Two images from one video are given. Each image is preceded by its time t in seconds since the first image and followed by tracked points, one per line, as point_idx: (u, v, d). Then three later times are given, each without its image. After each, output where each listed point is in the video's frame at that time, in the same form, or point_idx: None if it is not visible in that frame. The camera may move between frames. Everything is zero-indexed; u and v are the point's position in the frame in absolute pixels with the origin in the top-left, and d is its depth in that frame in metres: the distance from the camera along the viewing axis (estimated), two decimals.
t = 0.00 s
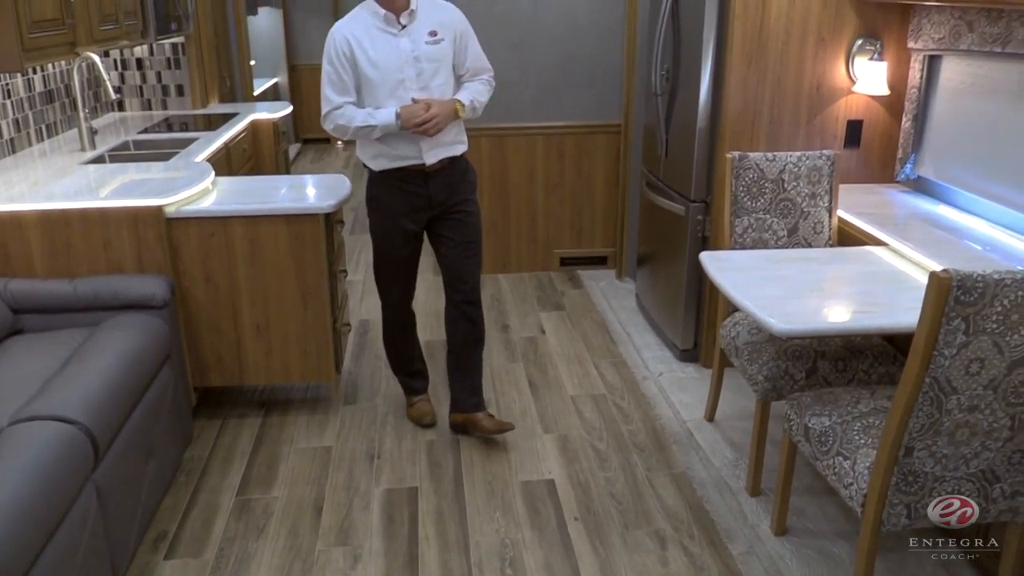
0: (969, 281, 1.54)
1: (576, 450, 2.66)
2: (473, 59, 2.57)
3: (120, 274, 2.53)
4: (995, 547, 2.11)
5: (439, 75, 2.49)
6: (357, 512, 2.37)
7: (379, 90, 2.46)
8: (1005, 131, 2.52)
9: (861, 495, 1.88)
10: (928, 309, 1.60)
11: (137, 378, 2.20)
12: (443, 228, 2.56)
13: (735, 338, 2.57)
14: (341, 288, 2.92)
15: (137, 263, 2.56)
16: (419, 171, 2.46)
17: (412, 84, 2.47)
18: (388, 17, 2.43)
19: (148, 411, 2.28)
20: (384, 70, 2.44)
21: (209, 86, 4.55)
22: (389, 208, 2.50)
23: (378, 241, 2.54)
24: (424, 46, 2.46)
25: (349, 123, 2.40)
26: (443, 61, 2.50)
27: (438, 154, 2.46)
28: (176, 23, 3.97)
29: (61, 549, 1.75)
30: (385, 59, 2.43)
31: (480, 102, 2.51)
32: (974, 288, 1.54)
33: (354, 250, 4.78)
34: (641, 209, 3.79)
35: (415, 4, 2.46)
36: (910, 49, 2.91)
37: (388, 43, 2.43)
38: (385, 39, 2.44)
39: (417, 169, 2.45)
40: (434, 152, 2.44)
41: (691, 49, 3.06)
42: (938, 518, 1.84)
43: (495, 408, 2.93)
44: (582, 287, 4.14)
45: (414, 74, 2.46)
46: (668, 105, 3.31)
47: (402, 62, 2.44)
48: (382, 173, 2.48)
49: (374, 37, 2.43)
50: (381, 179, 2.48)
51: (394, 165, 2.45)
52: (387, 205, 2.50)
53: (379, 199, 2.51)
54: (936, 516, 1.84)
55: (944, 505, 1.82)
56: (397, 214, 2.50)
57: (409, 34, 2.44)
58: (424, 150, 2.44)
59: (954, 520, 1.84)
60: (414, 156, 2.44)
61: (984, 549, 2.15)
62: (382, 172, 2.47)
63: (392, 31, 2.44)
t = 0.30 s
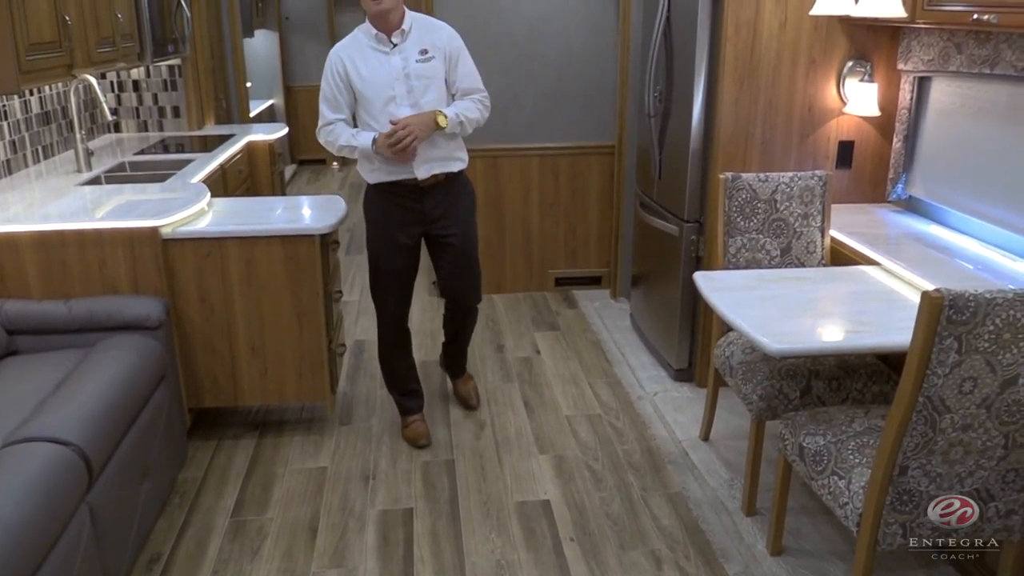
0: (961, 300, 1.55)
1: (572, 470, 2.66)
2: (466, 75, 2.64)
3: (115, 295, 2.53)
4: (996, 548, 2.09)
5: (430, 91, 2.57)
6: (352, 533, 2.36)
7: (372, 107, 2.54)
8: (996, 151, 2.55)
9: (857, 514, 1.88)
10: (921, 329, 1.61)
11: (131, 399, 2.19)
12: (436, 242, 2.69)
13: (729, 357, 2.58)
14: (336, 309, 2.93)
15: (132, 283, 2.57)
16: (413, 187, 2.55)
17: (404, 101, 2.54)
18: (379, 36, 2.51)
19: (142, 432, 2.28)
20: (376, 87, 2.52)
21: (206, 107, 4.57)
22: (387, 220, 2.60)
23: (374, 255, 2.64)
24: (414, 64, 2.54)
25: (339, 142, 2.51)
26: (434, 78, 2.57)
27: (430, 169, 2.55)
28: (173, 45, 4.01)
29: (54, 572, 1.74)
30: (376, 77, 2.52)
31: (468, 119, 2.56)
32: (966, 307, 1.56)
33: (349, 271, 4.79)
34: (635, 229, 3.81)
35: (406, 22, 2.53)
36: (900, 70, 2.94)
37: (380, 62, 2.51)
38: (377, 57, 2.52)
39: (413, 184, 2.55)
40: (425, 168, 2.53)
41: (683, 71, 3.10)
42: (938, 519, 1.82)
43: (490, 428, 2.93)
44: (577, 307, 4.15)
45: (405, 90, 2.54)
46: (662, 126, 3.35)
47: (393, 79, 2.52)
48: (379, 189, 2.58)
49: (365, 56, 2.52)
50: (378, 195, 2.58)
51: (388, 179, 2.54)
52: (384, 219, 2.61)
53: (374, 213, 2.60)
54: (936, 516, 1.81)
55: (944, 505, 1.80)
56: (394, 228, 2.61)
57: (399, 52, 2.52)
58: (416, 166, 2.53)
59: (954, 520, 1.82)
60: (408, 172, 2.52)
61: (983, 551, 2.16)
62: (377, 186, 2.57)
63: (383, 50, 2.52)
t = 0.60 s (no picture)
0: (954, 319, 1.57)
1: (568, 490, 2.65)
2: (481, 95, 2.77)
3: (112, 315, 2.53)
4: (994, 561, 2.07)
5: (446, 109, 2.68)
6: (349, 554, 2.35)
7: (391, 121, 2.64)
8: (988, 172, 2.58)
9: (854, 533, 1.88)
10: (916, 349, 1.62)
11: (127, 420, 2.19)
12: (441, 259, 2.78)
13: (725, 376, 2.59)
14: (332, 329, 2.93)
15: (130, 304, 2.57)
16: (426, 202, 2.65)
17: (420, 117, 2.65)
18: (401, 54, 2.63)
19: (139, 452, 2.27)
20: (394, 102, 2.62)
21: (203, 128, 4.60)
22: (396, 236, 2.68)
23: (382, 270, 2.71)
24: (433, 83, 2.66)
25: (354, 154, 2.62)
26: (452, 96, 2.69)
27: (444, 185, 2.65)
28: (172, 66, 4.04)
29: None
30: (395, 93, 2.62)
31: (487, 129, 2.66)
32: (959, 326, 1.57)
33: (346, 290, 4.80)
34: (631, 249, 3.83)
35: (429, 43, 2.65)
36: (893, 90, 2.97)
37: (402, 78, 2.62)
38: (398, 74, 2.63)
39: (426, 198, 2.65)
40: (439, 183, 2.64)
41: (678, 92, 3.13)
42: (937, 517, 1.79)
43: (487, 449, 2.92)
44: (573, 326, 4.16)
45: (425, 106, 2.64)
46: (656, 146, 3.37)
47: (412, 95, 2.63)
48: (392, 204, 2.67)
49: (388, 72, 2.63)
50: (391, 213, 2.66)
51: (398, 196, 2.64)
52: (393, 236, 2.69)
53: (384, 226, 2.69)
54: (934, 513, 1.79)
55: (944, 505, 1.78)
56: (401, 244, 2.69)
57: (420, 71, 2.64)
58: (430, 180, 2.63)
59: (954, 520, 1.79)
60: (420, 187, 2.63)
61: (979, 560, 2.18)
62: (390, 200, 2.66)
63: (405, 67, 2.63)
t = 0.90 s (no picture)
0: (952, 338, 1.58)
1: (568, 510, 2.65)
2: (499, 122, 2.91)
3: (111, 334, 2.54)
4: None
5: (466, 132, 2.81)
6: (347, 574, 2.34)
7: (414, 138, 2.76)
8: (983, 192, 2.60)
9: (854, 552, 1.87)
10: (914, 369, 1.63)
11: (126, 439, 2.19)
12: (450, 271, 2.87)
13: (724, 396, 2.59)
14: (332, 348, 2.93)
15: (129, 323, 2.58)
16: (440, 217, 2.77)
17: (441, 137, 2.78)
18: (429, 75, 2.76)
19: (137, 472, 2.27)
20: (419, 120, 2.75)
21: (203, 148, 4.62)
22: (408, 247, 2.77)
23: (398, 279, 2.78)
24: (457, 106, 2.79)
25: (377, 165, 2.73)
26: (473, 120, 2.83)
27: (459, 203, 2.78)
28: (173, 87, 4.07)
29: None
30: (420, 111, 2.75)
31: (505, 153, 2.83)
32: (957, 345, 1.58)
33: (345, 310, 4.80)
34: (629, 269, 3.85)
35: (456, 68, 2.79)
36: (888, 111, 2.99)
37: (428, 98, 2.75)
38: (424, 94, 2.76)
39: (442, 213, 2.77)
40: (455, 200, 2.76)
41: (675, 113, 3.16)
42: (937, 516, 1.76)
43: (486, 468, 2.92)
44: (572, 345, 4.17)
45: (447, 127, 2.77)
46: (654, 167, 3.40)
47: (436, 116, 2.76)
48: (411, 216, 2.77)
49: (415, 91, 2.75)
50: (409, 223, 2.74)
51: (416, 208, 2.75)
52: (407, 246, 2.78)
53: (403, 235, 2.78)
54: (934, 513, 1.76)
55: (944, 504, 1.75)
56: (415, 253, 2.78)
57: (445, 94, 2.77)
58: (447, 197, 2.75)
59: (954, 520, 1.77)
60: (437, 204, 2.75)
61: None
62: (407, 213, 2.77)
63: (431, 89, 2.76)
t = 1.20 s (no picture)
0: (950, 353, 1.58)
1: (567, 526, 2.64)
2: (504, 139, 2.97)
3: (111, 350, 2.54)
4: None
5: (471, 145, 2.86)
6: None
7: (421, 148, 2.83)
8: (980, 207, 2.61)
9: (853, 568, 1.87)
10: (912, 382, 1.63)
11: (125, 455, 2.19)
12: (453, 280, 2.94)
13: (723, 411, 2.59)
14: (331, 364, 2.94)
15: (130, 339, 2.58)
16: (441, 226, 2.83)
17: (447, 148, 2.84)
18: (441, 89, 2.83)
19: (136, 487, 2.26)
20: (427, 131, 2.82)
21: (204, 164, 4.64)
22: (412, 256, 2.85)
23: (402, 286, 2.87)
24: (465, 120, 2.85)
25: (381, 167, 2.79)
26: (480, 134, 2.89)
27: (459, 213, 2.83)
28: (174, 103, 4.09)
29: None
30: (429, 122, 2.82)
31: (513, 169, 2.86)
32: (955, 360, 1.58)
33: (344, 325, 4.80)
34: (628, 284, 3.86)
35: (467, 83, 2.86)
36: (885, 127, 3.01)
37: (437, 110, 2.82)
38: (434, 107, 2.83)
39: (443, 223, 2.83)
40: (455, 210, 2.82)
41: (674, 129, 3.18)
42: (937, 514, 1.74)
43: (485, 483, 2.92)
44: (571, 361, 4.17)
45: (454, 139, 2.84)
46: (653, 183, 3.41)
47: (444, 128, 2.83)
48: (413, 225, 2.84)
49: (426, 102, 2.83)
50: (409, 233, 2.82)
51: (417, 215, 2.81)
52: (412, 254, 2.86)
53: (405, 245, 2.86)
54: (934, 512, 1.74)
55: (944, 503, 1.73)
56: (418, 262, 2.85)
57: (455, 107, 2.84)
58: (447, 206, 2.81)
59: (954, 520, 1.75)
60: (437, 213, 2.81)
61: None
62: (409, 221, 2.84)
63: (442, 101, 2.84)
